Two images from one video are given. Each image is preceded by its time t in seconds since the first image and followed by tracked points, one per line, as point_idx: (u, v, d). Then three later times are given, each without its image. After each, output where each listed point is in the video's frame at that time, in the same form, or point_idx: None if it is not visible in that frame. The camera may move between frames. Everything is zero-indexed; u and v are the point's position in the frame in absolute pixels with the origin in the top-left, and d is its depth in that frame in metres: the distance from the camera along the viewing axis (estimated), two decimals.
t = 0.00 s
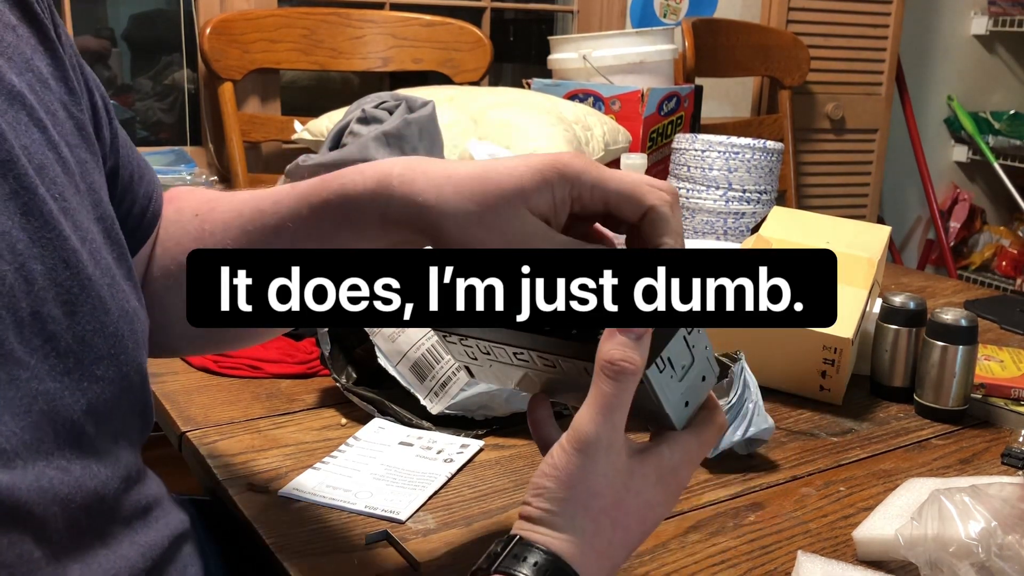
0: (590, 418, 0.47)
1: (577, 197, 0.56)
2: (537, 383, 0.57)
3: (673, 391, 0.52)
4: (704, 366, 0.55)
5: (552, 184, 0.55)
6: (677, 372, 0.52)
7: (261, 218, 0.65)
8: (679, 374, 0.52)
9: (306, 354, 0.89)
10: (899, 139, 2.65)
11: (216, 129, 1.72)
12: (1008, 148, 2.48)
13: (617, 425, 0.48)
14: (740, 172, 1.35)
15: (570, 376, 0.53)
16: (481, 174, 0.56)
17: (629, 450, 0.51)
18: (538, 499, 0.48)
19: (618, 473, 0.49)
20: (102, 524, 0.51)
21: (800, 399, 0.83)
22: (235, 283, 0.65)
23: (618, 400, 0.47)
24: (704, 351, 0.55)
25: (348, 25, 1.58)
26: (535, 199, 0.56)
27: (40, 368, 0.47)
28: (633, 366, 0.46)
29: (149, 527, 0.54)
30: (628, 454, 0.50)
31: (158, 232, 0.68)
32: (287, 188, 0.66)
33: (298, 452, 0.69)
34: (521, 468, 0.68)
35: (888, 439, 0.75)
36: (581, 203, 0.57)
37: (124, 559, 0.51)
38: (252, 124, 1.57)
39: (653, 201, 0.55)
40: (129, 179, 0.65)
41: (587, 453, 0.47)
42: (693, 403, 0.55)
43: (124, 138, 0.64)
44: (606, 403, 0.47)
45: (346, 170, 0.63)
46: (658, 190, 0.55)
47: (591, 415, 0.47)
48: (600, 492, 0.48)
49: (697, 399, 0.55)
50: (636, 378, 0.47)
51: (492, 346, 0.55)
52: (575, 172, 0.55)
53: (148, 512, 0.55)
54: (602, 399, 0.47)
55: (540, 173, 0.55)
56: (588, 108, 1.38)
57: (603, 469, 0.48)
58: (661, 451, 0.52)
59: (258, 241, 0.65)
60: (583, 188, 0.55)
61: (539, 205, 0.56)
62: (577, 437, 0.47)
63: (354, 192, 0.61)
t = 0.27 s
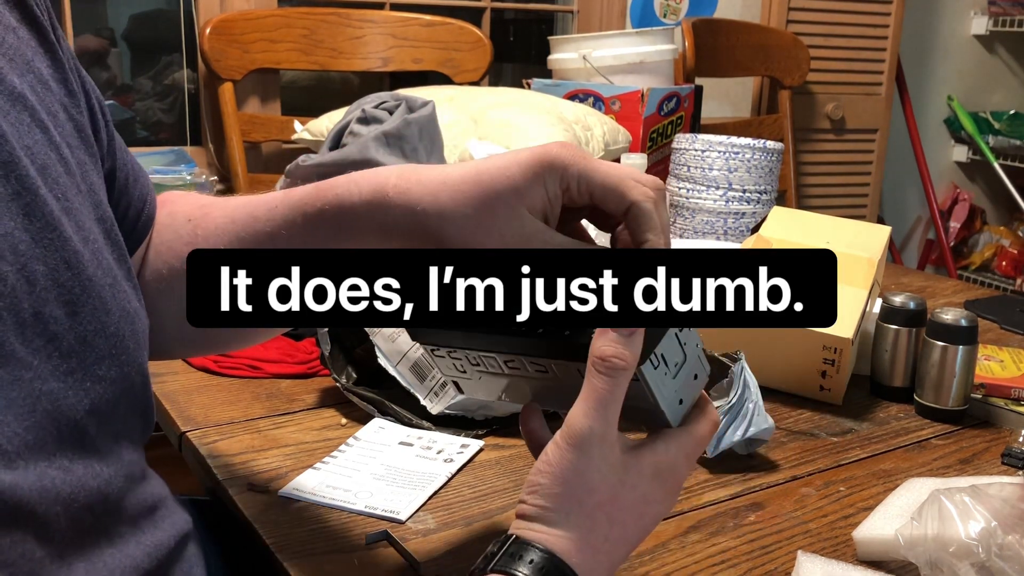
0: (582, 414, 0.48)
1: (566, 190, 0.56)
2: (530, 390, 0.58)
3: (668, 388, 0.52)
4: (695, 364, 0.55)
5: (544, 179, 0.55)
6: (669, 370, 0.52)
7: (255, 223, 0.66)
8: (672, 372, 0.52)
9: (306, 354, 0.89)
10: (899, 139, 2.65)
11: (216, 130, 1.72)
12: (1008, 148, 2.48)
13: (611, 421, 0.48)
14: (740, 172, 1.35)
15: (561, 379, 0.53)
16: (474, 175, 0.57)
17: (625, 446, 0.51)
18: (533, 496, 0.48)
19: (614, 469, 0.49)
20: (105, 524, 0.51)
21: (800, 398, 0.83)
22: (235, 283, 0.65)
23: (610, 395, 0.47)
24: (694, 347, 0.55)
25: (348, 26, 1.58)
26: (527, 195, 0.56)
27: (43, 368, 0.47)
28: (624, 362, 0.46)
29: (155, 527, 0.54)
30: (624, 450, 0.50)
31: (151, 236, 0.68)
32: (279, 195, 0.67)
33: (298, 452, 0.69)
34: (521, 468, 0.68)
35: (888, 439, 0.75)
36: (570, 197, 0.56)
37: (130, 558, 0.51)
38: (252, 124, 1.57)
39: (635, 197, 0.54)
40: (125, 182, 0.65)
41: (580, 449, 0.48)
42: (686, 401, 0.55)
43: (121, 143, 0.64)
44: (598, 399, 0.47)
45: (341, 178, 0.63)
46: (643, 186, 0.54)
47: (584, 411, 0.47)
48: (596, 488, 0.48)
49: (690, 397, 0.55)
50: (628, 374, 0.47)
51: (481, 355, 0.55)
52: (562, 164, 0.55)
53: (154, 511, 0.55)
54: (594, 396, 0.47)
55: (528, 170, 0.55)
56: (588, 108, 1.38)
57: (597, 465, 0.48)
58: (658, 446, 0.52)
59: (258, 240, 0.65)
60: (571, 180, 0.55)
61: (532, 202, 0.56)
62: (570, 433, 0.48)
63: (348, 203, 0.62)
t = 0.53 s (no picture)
0: (581, 414, 0.48)
1: (563, 193, 0.56)
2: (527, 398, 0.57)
3: (666, 390, 0.52)
4: (693, 366, 0.56)
5: (539, 184, 0.55)
6: (667, 372, 0.52)
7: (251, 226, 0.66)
8: (670, 374, 0.52)
9: (307, 354, 0.89)
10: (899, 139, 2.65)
11: (217, 129, 1.72)
12: (1008, 148, 2.48)
13: (610, 421, 0.48)
14: (740, 172, 1.35)
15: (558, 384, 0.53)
16: (468, 181, 0.56)
17: (625, 447, 0.51)
18: (532, 496, 0.48)
19: (613, 469, 0.49)
20: (116, 521, 0.50)
21: (800, 398, 0.83)
22: (235, 283, 0.65)
23: (609, 396, 0.47)
24: (691, 350, 0.55)
25: (349, 26, 1.58)
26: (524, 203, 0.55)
27: (48, 367, 0.47)
28: (622, 362, 0.46)
29: (167, 528, 0.54)
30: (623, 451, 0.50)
31: (147, 242, 0.68)
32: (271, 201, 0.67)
33: (298, 452, 0.69)
34: (521, 468, 0.68)
35: (887, 439, 0.75)
36: (568, 199, 0.56)
37: (140, 559, 0.50)
38: (252, 124, 1.57)
39: (633, 195, 0.54)
40: (123, 185, 0.65)
41: (579, 449, 0.48)
42: (685, 403, 0.55)
43: (119, 145, 0.64)
44: (597, 400, 0.47)
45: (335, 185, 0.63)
46: (639, 183, 0.54)
47: (583, 411, 0.47)
48: (595, 488, 0.48)
49: (688, 399, 0.55)
50: (627, 375, 0.47)
51: (478, 362, 0.55)
52: (555, 166, 0.54)
53: (165, 510, 0.55)
54: (593, 395, 0.47)
55: (522, 176, 0.54)
56: (588, 108, 1.38)
57: (597, 465, 0.48)
58: (657, 447, 0.52)
59: (257, 240, 0.65)
60: (565, 183, 0.55)
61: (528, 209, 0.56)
62: (569, 433, 0.48)
63: (346, 214, 0.61)
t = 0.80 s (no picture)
0: (582, 413, 0.48)
1: (563, 193, 0.55)
2: (526, 398, 0.58)
3: (667, 391, 0.52)
4: (693, 368, 0.56)
5: (541, 183, 0.54)
6: (668, 373, 0.52)
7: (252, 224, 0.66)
8: (671, 375, 0.52)
9: (306, 354, 0.89)
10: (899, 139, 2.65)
11: (216, 129, 1.72)
12: (1008, 148, 2.48)
13: (611, 421, 0.48)
14: (740, 172, 1.35)
15: (559, 384, 0.53)
16: (469, 178, 0.56)
17: (625, 447, 0.51)
18: (532, 495, 0.48)
19: (613, 469, 0.49)
20: (111, 521, 0.50)
21: (800, 398, 0.83)
22: (235, 283, 0.65)
23: (610, 396, 0.47)
24: (692, 351, 0.56)
25: (349, 26, 1.58)
26: (527, 203, 0.55)
27: (49, 365, 0.47)
28: (624, 362, 0.46)
29: (160, 526, 0.53)
30: (624, 451, 0.50)
31: (148, 236, 0.68)
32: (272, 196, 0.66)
33: (298, 452, 0.69)
34: (521, 468, 0.68)
35: (888, 439, 0.75)
36: (567, 200, 0.56)
37: (133, 559, 0.50)
38: (252, 124, 1.57)
39: (634, 199, 0.54)
40: (124, 178, 0.65)
41: (580, 449, 0.47)
42: (685, 404, 0.55)
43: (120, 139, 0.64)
44: (598, 399, 0.47)
45: (334, 181, 0.62)
46: (637, 189, 0.55)
47: (583, 410, 0.47)
48: (595, 488, 0.48)
49: (689, 400, 0.55)
50: (627, 376, 0.47)
51: (479, 361, 0.55)
52: (557, 164, 0.54)
53: (160, 509, 0.54)
54: (594, 395, 0.47)
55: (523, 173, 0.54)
56: (588, 108, 1.38)
57: (597, 465, 0.48)
58: (657, 447, 0.52)
59: (256, 240, 0.65)
60: (566, 183, 0.54)
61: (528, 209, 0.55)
62: (569, 433, 0.48)
63: (346, 209, 0.61)
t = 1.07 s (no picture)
0: (581, 412, 0.48)
1: (561, 198, 0.54)
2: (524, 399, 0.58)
3: (666, 392, 0.52)
4: (693, 369, 0.56)
5: (539, 187, 0.54)
6: (666, 374, 0.52)
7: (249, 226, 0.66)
8: (669, 377, 0.53)
9: (306, 354, 0.89)
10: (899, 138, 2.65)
11: (216, 130, 1.72)
12: (1008, 148, 2.48)
13: (611, 421, 0.48)
14: (740, 172, 1.35)
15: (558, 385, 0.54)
16: (462, 181, 0.55)
17: (625, 447, 0.51)
18: (532, 495, 0.48)
19: (612, 469, 0.49)
20: (109, 522, 0.50)
21: (800, 398, 0.83)
22: (235, 283, 0.65)
23: (610, 396, 0.47)
24: (691, 352, 0.56)
25: (349, 25, 1.58)
26: (522, 207, 0.54)
27: (44, 365, 0.46)
28: (624, 362, 0.46)
29: (160, 527, 0.54)
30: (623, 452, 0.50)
31: (145, 236, 0.69)
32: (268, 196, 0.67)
33: (298, 452, 0.69)
34: (521, 468, 0.68)
35: (887, 439, 0.75)
36: (565, 203, 0.55)
37: (130, 560, 0.50)
38: (252, 124, 1.57)
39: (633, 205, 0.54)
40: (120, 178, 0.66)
41: (579, 449, 0.48)
42: (684, 405, 0.55)
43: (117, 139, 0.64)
44: (598, 399, 0.47)
45: (330, 184, 0.62)
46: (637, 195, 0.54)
47: (583, 409, 0.47)
48: (594, 488, 0.48)
49: (688, 401, 0.55)
50: (628, 376, 0.47)
51: (478, 362, 0.56)
52: (556, 169, 0.53)
53: (158, 509, 0.54)
54: (594, 395, 0.47)
55: (521, 178, 0.53)
56: (588, 108, 1.38)
57: (597, 465, 0.48)
58: (657, 448, 0.52)
59: (254, 240, 0.65)
60: (565, 188, 0.54)
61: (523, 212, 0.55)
62: (569, 432, 0.48)
63: (343, 212, 0.61)
